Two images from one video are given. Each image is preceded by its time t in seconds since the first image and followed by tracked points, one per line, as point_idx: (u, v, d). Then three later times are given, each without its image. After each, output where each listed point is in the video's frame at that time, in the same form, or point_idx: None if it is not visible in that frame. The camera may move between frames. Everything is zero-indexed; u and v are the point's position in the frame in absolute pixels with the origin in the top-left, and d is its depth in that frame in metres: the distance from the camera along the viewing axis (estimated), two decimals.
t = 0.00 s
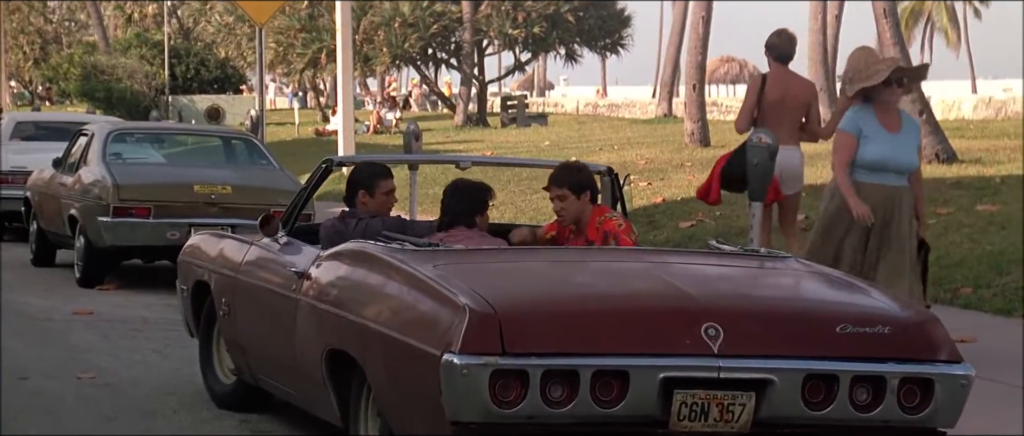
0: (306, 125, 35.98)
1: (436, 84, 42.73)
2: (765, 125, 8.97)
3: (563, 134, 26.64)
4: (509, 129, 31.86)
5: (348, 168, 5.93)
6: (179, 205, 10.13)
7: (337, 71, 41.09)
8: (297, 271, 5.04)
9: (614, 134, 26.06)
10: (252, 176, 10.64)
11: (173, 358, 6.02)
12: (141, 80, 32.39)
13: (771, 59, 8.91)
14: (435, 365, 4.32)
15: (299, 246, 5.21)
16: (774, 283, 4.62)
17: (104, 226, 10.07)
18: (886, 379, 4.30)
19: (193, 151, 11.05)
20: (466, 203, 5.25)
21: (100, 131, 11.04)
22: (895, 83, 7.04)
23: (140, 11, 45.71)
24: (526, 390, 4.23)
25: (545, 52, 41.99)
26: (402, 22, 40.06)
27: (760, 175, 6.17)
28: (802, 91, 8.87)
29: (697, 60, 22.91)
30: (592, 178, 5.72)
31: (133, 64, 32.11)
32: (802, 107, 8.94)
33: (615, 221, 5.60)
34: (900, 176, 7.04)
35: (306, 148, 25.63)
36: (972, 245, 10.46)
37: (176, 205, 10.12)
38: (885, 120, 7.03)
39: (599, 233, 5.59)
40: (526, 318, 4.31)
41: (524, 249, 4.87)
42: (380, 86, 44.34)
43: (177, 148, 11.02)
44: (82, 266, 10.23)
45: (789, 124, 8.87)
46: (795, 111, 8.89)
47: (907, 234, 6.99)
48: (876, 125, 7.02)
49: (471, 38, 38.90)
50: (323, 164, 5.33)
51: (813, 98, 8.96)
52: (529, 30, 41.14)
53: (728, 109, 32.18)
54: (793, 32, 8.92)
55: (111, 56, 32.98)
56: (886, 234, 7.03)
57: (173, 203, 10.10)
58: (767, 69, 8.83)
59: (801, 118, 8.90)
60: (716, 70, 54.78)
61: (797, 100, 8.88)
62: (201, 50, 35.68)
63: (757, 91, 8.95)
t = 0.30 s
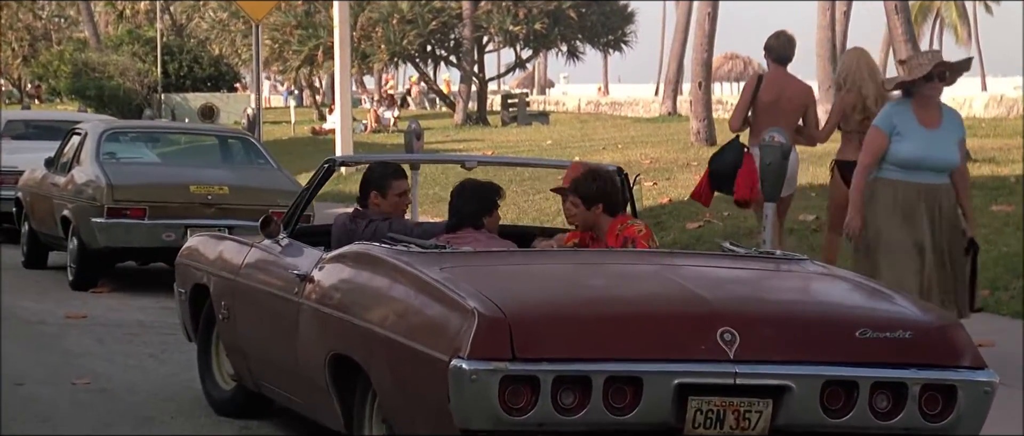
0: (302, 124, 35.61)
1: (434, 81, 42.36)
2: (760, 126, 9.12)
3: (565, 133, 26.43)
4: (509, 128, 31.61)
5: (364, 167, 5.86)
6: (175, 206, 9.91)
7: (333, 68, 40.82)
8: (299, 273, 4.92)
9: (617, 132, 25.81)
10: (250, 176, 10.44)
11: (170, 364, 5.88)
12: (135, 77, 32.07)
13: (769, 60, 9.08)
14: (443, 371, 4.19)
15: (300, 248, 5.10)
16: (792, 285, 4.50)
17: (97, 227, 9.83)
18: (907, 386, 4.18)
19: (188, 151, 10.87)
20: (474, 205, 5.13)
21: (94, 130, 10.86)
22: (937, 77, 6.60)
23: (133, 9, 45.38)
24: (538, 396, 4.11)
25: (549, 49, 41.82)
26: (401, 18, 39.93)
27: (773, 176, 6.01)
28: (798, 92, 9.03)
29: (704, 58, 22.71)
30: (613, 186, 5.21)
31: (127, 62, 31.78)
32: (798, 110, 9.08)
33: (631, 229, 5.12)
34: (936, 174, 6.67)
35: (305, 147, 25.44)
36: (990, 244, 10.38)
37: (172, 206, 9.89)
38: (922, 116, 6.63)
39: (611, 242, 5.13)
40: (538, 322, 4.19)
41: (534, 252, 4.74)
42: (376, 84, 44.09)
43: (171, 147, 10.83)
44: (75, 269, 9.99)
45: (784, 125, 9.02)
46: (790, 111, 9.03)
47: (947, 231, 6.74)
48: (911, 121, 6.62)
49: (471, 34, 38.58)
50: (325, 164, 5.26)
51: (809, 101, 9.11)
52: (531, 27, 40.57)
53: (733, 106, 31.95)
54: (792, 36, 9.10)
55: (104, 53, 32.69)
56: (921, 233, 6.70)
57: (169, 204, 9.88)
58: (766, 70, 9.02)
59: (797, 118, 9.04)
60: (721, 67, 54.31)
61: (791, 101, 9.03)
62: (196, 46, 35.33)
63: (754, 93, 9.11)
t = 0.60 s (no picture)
0: (294, 122, 35.08)
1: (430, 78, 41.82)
2: (757, 119, 9.06)
3: (566, 130, 26.05)
4: (507, 125, 31.22)
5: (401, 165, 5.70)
6: (168, 206, 9.72)
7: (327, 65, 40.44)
8: (298, 275, 4.81)
9: (619, 130, 25.45)
10: (246, 176, 10.22)
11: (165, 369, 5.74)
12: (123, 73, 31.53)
13: (769, 52, 8.99)
14: (450, 376, 4.07)
15: (299, 249, 4.98)
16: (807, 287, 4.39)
17: (88, 227, 9.66)
18: (926, 391, 4.06)
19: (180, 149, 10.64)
20: (477, 205, 5.04)
21: (85, 128, 10.65)
22: (966, 82, 6.64)
23: (123, 4, 44.91)
24: (546, 402, 3.98)
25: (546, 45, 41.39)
26: (396, 13, 38.56)
27: (784, 174, 5.94)
28: (796, 87, 9.00)
29: (709, 53, 22.37)
30: (626, 187, 5.05)
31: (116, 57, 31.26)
32: (795, 105, 9.04)
33: (637, 230, 4.96)
34: (974, 179, 6.72)
35: (303, 145, 25.17)
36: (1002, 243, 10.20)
37: (165, 206, 9.70)
38: (954, 122, 6.68)
39: (619, 244, 4.97)
40: (547, 327, 4.07)
41: (542, 253, 4.62)
42: (371, 80, 43.73)
43: (163, 145, 10.60)
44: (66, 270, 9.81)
45: (780, 119, 9.01)
46: (788, 106, 9.01)
47: (988, 236, 6.79)
48: (943, 127, 6.68)
49: (469, 30, 38.06)
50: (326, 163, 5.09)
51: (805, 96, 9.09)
52: (530, 22, 39.45)
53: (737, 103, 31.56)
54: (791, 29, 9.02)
55: (90, 48, 32.19)
56: (965, 240, 6.74)
57: (162, 205, 9.69)
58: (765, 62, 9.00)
59: (794, 113, 9.04)
60: (725, 63, 53.57)
61: (790, 96, 9.01)
62: (185, 41, 34.82)
63: (753, 86, 9.08)
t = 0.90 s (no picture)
0: (281, 121, 34.92)
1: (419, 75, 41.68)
2: (748, 120, 8.99)
3: (559, 130, 25.96)
4: (498, 124, 31.11)
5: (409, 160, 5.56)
6: (154, 207, 9.55)
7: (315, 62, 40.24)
8: (292, 278, 4.69)
9: (614, 129, 25.35)
10: (235, 177, 10.04)
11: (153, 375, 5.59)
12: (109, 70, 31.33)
13: (756, 51, 8.97)
14: (450, 382, 3.95)
15: (293, 251, 4.87)
16: (818, 291, 4.27)
17: (72, 228, 9.48)
18: (940, 398, 3.94)
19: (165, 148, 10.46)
20: (481, 205, 4.97)
21: (68, 127, 10.42)
22: (1001, 76, 6.45)
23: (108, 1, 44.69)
24: (550, 409, 3.86)
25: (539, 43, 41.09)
26: (386, 10, 38.71)
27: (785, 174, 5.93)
28: (784, 86, 8.92)
29: (706, 50, 22.27)
30: (633, 189, 4.93)
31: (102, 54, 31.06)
32: (784, 105, 8.97)
33: (638, 230, 4.83)
34: (1009, 178, 6.50)
35: (292, 144, 24.98)
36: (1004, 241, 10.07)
37: (151, 207, 9.54)
38: (988, 116, 6.49)
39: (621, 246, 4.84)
40: (550, 332, 3.95)
41: (544, 256, 4.49)
42: (359, 78, 43.60)
43: (148, 145, 10.41)
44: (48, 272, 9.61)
45: (770, 119, 8.94)
46: (777, 105, 8.95)
47: (1020, 244, 6.52)
48: (978, 124, 6.49)
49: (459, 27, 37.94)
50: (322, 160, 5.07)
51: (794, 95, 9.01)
52: (522, 19, 39.35)
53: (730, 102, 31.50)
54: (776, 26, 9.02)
55: (73, 44, 31.96)
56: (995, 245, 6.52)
57: (148, 205, 9.53)
58: (753, 62, 8.93)
59: (782, 112, 8.98)
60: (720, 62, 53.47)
61: (779, 95, 8.94)
62: (171, 38, 34.61)
63: (743, 87, 8.99)
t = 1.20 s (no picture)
0: (272, 119, 34.57)
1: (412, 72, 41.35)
2: (731, 120, 8.88)
3: (557, 129, 25.74)
4: (493, 123, 30.85)
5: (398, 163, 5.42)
6: (143, 208, 9.41)
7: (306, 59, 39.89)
8: (291, 282, 4.59)
9: (613, 127, 25.13)
10: (227, 176, 9.94)
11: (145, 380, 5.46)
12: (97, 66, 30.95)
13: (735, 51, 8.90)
14: (454, 389, 3.83)
15: (291, 255, 4.78)
16: (833, 295, 4.17)
17: (60, 230, 9.28)
18: (960, 406, 3.83)
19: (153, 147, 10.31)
20: (497, 209, 4.83)
21: (54, 125, 10.22)
22: None
23: None
24: (557, 418, 3.75)
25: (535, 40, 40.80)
26: (379, 6, 38.26)
27: (798, 175, 5.81)
28: (766, 85, 8.88)
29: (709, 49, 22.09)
30: (630, 192, 4.61)
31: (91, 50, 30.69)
32: (768, 104, 8.92)
33: (638, 234, 4.54)
34: None
35: (284, 143, 24.73)
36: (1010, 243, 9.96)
37: (140, 208, 9.39)
38: None
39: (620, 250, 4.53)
40: (558, 337, 3.84)
41: (550, 259, 4.38)
42: (351, 75, 43.27)
43: (135, 143, 10.26)
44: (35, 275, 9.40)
45: (754, 118, 8.86)
46: (760, 104, 8.87)
47: None
48: None
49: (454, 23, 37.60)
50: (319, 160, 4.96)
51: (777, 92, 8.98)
52: (519, 15, 38.98)
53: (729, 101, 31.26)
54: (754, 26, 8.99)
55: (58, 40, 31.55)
56: None
57: (137, 206, 9.38)
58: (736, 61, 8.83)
59: (764, 112, 8.91)
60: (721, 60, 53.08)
61: (762, 94, 8.88)
62: (160, 35, 34.24)
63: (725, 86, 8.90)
